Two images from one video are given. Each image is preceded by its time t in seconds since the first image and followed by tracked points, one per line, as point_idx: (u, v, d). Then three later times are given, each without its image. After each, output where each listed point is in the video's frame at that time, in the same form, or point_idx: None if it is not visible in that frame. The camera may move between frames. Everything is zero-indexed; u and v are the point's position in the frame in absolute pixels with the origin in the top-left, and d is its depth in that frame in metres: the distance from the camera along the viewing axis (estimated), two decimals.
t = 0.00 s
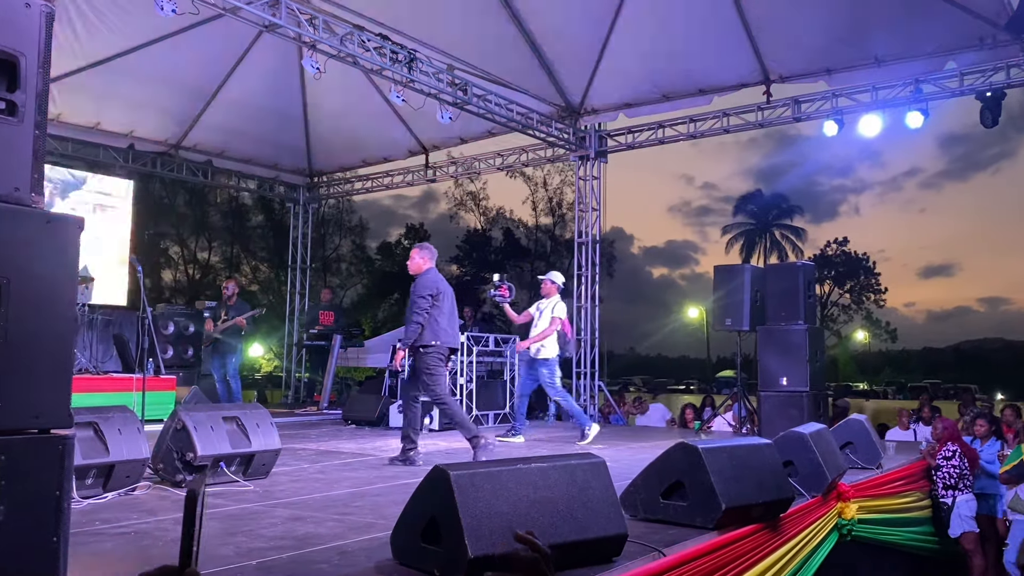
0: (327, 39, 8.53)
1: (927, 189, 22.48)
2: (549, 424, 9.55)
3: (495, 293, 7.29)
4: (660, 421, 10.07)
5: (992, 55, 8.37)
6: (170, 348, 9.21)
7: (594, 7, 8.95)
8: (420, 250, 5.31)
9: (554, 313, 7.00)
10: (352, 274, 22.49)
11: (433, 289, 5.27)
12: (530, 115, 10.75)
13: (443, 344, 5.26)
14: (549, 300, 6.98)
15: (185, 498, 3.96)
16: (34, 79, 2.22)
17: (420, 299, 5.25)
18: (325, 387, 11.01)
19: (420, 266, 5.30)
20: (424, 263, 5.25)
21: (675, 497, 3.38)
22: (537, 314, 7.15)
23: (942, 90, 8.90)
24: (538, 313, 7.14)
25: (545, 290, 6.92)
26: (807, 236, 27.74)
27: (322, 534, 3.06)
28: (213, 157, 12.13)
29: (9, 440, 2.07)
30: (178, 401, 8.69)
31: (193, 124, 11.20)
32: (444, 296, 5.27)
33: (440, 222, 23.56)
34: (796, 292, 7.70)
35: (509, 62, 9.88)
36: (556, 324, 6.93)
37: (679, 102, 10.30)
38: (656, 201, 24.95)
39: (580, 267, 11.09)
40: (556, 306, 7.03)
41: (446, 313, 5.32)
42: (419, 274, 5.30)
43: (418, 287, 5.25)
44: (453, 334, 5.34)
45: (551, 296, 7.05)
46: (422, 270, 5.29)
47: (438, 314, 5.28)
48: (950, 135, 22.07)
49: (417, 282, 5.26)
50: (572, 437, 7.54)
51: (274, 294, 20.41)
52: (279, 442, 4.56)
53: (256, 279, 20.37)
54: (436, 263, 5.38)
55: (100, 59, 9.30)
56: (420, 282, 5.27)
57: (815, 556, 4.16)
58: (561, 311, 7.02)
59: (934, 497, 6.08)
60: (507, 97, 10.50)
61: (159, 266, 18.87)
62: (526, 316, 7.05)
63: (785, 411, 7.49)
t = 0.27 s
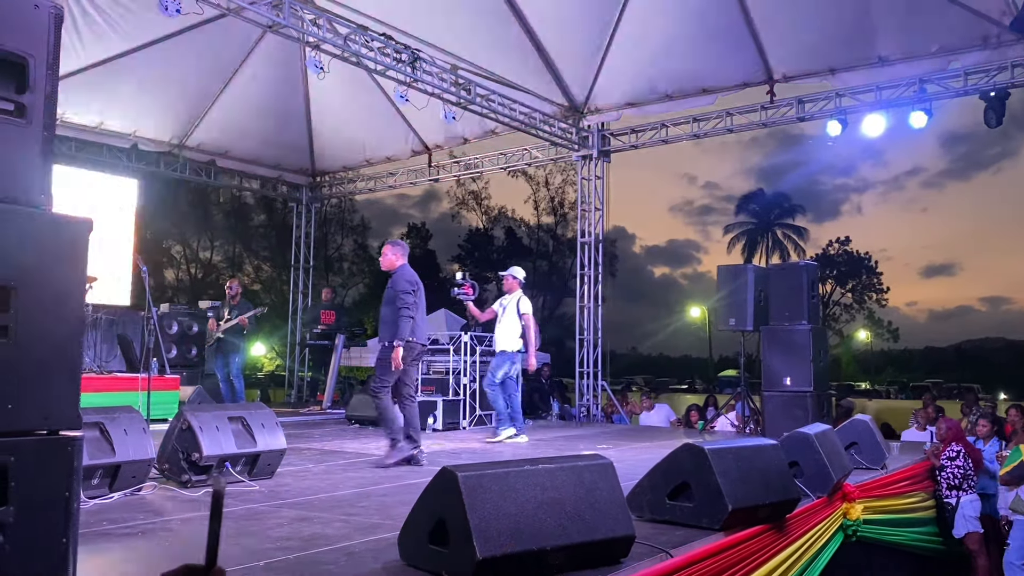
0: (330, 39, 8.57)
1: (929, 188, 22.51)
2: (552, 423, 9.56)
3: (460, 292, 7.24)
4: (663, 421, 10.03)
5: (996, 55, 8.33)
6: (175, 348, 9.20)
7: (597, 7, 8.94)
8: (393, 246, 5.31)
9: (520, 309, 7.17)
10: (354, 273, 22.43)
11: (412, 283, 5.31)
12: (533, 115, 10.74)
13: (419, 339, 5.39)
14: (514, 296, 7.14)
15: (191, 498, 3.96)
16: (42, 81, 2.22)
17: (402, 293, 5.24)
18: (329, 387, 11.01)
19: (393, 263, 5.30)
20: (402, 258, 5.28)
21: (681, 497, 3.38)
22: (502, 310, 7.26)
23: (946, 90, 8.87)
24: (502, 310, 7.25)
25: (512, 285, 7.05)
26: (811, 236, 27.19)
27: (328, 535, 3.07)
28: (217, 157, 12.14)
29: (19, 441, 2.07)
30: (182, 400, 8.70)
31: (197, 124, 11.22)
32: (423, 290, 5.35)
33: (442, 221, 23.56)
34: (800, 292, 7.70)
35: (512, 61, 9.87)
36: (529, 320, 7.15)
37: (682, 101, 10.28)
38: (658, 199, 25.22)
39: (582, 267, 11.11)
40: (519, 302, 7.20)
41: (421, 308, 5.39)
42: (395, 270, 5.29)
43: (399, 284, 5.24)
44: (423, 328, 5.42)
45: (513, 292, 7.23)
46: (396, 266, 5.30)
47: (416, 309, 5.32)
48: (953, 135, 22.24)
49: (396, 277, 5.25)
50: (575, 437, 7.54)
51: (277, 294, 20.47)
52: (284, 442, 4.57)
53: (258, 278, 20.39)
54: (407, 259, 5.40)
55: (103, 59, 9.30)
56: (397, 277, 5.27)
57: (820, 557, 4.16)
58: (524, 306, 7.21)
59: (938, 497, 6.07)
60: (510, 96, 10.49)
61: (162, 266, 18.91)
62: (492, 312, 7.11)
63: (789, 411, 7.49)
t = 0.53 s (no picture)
0: (334, 40, 8.60)
1: (930, 188, 22.47)
2: (555, 424, 9.58)
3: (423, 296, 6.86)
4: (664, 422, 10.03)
5: (998, 56, 8.33)
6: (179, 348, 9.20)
7: (600, 8, 8.95)
8: (361, 254, 5.36)
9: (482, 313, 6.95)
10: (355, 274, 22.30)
11: (382, 289, 5.32)
12: (536, 115, 10.74)
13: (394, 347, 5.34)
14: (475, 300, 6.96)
15: (199, 498, 3.98)
16: (57, 85, 2.24)
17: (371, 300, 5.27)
18: (331, 387, 11.04)
19: (363, 269, 5.34)
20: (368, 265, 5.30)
21: (687, 499, 3.40)
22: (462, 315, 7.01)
23: (948, 91, 8.89)
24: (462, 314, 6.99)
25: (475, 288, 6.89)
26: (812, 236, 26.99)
27: (337, 535, 3.09)
28: (220, 158, 12.15)
29: (35, 443, 2.09)
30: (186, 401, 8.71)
31: (199, 125, 11.23)
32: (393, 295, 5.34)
33: (443, 222, 23.55)
34: (802, 293, 7.71)
35: (515, 62, 9.88)
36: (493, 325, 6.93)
37: (684, 102, 10.30)
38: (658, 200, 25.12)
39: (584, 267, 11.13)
40: (480, 306, 6.98)
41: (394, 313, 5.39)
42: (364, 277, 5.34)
43: (370, 290, 5.27)
44: (399, 334, 5.42)
45: (475, 296, 7.03)
46: (365, 273, 5.35)
47: (389, 315, 5.34)
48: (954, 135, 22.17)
49: (363, 284, 5.28)
50: (579, 437, 7.56)
51: (278, 295, 20.65)
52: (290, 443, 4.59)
53: (259, 279, 20.47)
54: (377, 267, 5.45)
55: (106, 60, 9.30)
56: (367, 284, 5.30)
57: (825, 558, 4.18)
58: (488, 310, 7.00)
59: (941, 498, 6.08)
60: (513, 98, 10.49)
61: (163, 266, 18.91)
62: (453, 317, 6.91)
63: (791, 412, 7.51)
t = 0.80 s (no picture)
0: (338, 42, 8.62)
1: (929, 189, 22.49)
2: (557, 426, 9.59)
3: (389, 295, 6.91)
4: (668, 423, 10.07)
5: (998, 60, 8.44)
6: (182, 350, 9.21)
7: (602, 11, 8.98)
8: (330, 251, 5.36)
9: (443, 311, 6.91)
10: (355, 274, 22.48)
11: (345, 290, 5.33)
12: (537, 118, 10.76)
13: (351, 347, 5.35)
14: (437, 298, 6.92)
15: (206, 500, 4.01)
16: (72, 92, 2.27)
17: (330, 299, 5.29)
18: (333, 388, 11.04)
19: (330, 267, 5.35)
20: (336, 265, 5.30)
21: (692, 500, 3.43)
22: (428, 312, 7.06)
23: (949, 94, 8.99)
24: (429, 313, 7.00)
25: (433, 286, 6.86)
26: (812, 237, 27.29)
27: (345, 537, 3.12)
28: (221, 160, 12.16)
29: (51, 446, 2.11)
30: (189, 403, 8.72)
31: (201, 126, 11.24)
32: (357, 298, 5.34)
33: (443, 222, 23.56)
34: (804, 295, 7.75)
35: (517, 65, 9.90)
36: (445, 321, 6.80)
37: (686, 105, 10.33)
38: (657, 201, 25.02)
39: (586, 269, 11.13)
40: (446, 303, 6.98)
41: (355, 315, 5.40)
42: (330, 275, 5.34)
43: (328, 290, 5.29)
44: (358, 335, 5.40)
45: (441, 294, 7.05)
46: (331, 270, 5.35)
47: (348, 317, 5.34)
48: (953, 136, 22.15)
49: (326, 283, 5.30)
50: (581, 439, 7.58)
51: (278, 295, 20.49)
52: (295, 445, 4.61)
53: (258, 280, 20.36)
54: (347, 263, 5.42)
55: (109, 61, 9.32)
56: (331, 282, 5.32)
57: (828, 559, 4.21)
58: (450, 308, 6.93)
59: (942, 500, 6.10)
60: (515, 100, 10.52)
61: (162, 267, 18.88)
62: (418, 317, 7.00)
63: (793, 414, 7.53)
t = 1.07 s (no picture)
0: (343, 47, 8.67)
1: (929, 192, 22.59)
2: (561, 429, 9.62)
3: (354, 300, 6.88)
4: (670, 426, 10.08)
5: (999, 63, 8.47)
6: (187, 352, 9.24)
7: (605, 15, 9.02)
8: (307, 258, 5.33)
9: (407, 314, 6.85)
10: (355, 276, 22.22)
11: (315, 295, 5.31)
12: (541, 121, 10.79)
13: (322, 350, 5.32)
14: (401, 303, 6.84)
15: (217, 501, 4.04)
16: (94, 99, 2.31)
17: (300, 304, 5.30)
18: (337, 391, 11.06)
19: (305, 273, 5.33)
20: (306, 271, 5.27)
21: (701, 502, 3.46)
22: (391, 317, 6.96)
23: (950, 99, 9.02)
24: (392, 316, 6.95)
25: (398, 292, 6.73)
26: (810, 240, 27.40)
27: (359, 538, 3.15)
28: (225, 162, 12.20)
29: (75, 448, 2.15)
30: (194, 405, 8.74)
31: (205, 129, 11.27)
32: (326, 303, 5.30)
33: (443, 225, 23.56)
34: (808, 297, 7.77)
35: (521, 68, 9.94)
36: (405, 326, 6.78)
37: (688, 108, 10.36)
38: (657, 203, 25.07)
39: (589, 272, 11.15)
40: (409, 308, 6.89)
41: (326, 320, 5.38)
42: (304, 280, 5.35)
43: (299, 295, 5.29)
44: (331, 340, 5.39)
45: (405, 298, 6.92)
46: (306, 277, 5.33)
47: (318, 321, 5.35)
48: (953, 139, 22.51)
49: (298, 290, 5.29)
50: (585, 441, 7.61)
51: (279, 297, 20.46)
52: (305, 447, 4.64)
53: (259, 281, 20.31)
54: (323, 269, 5.38)
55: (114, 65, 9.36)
56: (302, 289, 5.30)
57: (835, 561, 4.24)
58: (413, 313, 6.90)
59: (946, 501, 6.11)
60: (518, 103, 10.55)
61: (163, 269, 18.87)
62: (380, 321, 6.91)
63: (796, 417, 7.54)
